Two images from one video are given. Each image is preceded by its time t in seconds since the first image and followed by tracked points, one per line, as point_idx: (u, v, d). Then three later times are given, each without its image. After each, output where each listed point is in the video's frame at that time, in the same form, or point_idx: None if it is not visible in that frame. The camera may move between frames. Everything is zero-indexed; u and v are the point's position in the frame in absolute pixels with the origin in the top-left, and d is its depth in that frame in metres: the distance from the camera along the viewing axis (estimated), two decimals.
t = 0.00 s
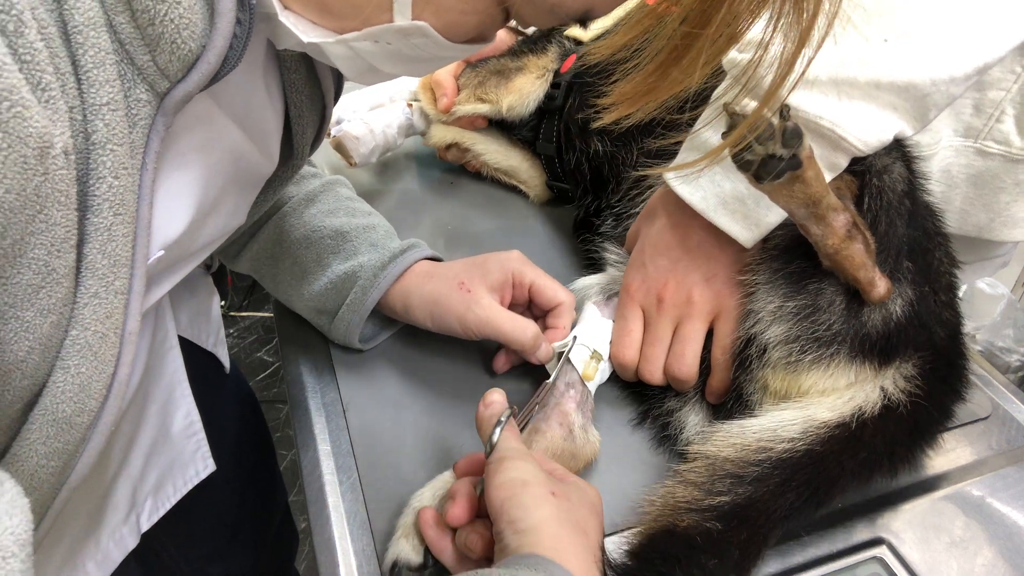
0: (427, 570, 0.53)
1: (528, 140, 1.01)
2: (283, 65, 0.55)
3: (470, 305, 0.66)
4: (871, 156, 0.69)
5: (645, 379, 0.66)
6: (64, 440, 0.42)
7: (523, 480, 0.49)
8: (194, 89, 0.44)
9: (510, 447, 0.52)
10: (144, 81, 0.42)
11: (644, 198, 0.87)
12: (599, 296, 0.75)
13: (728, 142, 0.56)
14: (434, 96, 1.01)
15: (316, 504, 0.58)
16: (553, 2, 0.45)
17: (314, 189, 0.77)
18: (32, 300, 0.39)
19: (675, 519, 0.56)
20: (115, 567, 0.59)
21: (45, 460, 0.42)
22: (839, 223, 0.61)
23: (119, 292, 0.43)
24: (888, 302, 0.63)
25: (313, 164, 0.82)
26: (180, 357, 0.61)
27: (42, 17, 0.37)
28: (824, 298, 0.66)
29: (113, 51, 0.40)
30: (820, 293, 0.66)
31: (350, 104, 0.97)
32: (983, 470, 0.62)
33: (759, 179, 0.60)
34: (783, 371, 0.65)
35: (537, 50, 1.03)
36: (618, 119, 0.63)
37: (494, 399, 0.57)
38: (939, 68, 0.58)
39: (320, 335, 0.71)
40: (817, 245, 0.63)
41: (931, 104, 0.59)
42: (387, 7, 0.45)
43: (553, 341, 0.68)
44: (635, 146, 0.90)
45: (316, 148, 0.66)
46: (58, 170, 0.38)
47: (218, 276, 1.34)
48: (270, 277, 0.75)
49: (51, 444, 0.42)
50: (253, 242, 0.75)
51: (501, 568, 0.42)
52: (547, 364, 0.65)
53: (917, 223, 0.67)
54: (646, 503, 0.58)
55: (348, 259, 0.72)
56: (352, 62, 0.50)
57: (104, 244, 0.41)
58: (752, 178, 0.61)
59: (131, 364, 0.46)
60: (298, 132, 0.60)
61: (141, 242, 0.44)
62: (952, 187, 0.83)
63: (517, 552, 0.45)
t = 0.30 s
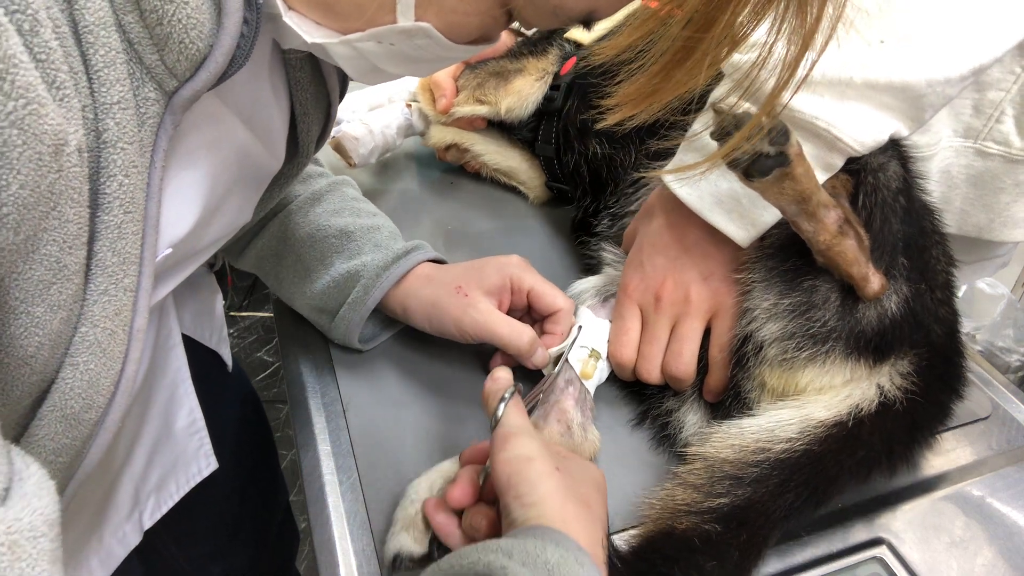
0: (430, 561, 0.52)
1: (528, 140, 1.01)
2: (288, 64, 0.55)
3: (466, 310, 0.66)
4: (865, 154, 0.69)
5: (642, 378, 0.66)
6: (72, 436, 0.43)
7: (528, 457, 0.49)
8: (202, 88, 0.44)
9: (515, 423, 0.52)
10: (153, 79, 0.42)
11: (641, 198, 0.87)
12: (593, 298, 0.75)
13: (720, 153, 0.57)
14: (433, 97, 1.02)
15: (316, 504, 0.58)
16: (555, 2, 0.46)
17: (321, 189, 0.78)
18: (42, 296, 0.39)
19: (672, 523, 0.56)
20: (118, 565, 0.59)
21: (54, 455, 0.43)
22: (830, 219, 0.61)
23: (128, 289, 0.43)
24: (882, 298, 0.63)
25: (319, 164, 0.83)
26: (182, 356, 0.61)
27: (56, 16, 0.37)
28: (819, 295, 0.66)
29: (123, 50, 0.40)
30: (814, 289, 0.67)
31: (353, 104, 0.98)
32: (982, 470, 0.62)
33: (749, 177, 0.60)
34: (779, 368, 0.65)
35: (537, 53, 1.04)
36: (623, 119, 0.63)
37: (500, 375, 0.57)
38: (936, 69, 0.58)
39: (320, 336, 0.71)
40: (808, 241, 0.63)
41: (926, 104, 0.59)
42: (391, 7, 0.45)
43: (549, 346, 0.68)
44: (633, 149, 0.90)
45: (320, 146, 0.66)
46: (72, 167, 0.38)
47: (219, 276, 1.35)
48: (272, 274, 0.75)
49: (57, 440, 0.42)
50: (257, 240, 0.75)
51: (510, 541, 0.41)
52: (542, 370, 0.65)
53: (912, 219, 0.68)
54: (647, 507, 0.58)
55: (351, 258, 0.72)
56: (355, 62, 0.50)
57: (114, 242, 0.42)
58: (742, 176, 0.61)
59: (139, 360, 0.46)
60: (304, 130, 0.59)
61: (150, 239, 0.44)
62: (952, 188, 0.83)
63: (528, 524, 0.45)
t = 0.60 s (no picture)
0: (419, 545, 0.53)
1: (526, 141, 1.01)
2: (291, 63, 0.54)
3: (466, 310, 0.66)
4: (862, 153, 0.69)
5: (641, 377, 0.66)
6: (73, 432, 0.43)
7: (520, 442, 0.49)
8: (204, 84, 0.44)
9: (508, 409, 0.52)
10: (156, 76, 0.42)
11: (634, 196, 0.88)
12: (592, 299, 0.75)
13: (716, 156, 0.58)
14: (432, 96, 1.03)
15: (315, 504, 0.58)
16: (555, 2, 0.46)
17: (326, 188, 0.78)
18: (45, 291, 0.39)
19: (675, 522, 0.56)
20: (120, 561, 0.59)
21: (55, 450, 0.43)
22: (824, 213, 0.61)
23: (130, 285, 0.43)
24: (879, 293, 0.63)
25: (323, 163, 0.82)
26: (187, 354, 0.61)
27: (60, 11, 0.37)
28: (816, 291, 0.66)
29: (126, 46, 0.40)
30: (811, 285, 0.67)
31: (353, 104, 0.98)
32: (982, 470, 0.62)
33: (741, 172, 0.61)
34: (777, 366, 0.65)
35: (536, 52, 1.04)
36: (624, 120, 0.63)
37: (495, 363, 0.57)
38: (931, 70, 0.59)
39: (320, 336, 0.71)
40: (803, 235, 0.63)
41: (921, 104, 0.60)
42: (391, 7, 0.46)
43: (548, 346, 0.69)
44: (626, 152, 0.91)
45: (324, 144, 0.65)
46: (75, 162, 0.38)
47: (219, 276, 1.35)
48: (274, 273, 0.75)
49: (58, 436, 0.42)
50: (260, 240, 0.76)
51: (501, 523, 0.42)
52: (541, 370, 0.65)
53: (908, 216, 0.68)
54: (647, 508, 0.58)
55: (354, 257, 0.72)
56: (356, 61, 0.51)
57: (117, 237, 0.42)
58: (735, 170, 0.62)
59: (141, 357, 0.46)
60: (308, 129, 0.59)
61: (153, 234, 0.44)
62: (953, 188, 0.82)
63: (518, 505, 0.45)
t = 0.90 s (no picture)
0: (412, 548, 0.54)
1: (524, 140, 1.02)
2: (293, 62, 0.54)
3: (468, 307, 0.66)
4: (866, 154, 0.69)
5: (644, 377, 0.66)
6: (71, 434, 0.42)
7: (512, 465, 0.49)
8: (201, 86, 0.43)
9: (504, 433, 0.52)
10: (152, 78, 0.42)
11: (635, 195, 0.86)
12: (595, 299, 0.75)
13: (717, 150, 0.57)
14: (432, 95, 1.03)
15: (316, 504, 0.58)
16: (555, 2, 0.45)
17: (329, 187, 0.77)
18: (42, 296, 0.39)
19: (680, 529, 0.56)
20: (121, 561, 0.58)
21: (53, 452, 0.42)
22: (828, 216, 0.61)
23: (128, 286, 0.42)
24: (883, 295, 0.63)
25: (325, 161, 0.82)
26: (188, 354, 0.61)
27: (53, 14, 0.37)
28: (819, 293, 0.66)
29: (121, 48, 0.40)
30: (815, 287, 0.66)
31: (353, 103, 0.97)
32: (982, 470, 0.62)
33: (744, 175, 0.60)
34: (780, 368, 0.65)
35: (535, 49, 1.03)
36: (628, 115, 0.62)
37: (491, 382, 0.57)
38: (936, 69, 0.58)
39: (320, 336, 0.71)
40: (808, 237, 0.63)
41: (926, 103, 0.60)
42: (385, 2, 0.45)
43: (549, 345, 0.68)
44: (625, 151, 0.90)
45: (326, 144, 0.65)
46: (68, 167, 0.37)
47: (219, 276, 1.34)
48: (275, 272, 0.74)
49: (56, 437, 0.42)
50: (262, 237, 0.75)
51: (487, 549, 0.42)
52: (542, 369, 0.65)
53: (912, 219, 0.68)
54: (653, 510, 0.57)
55: (357, 256, 0.72)
56: (353, 57, 0.50)
57: (112, 240, 0.41)
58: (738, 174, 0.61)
59: (139, 356, 0.45)
60: (308, 128, 0.58)
61: (150, 234, 0.44)
62: (954, 188, 0.83)
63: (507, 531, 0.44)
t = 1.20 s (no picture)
0: (393, 514, 0.56)
1: (523, 138, 1.03)
2: (292, 61, 0.54)
3: (466, 307, 0.65)
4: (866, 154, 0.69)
5: (644, 376, 0.66)
6: (76, 431, 0.42)
7: (520, 457, 0.48)
8: (205, 85, 0.43)
9: (511, 423, 0.52)
10: (156, 76, 0.42)
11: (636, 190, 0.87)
12: (594, 298, 0.76)
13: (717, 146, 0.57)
14: (432, 95, 1.02)
15: (315, 504, 0.58)
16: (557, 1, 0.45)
17: (330, 186, 0.77)
18: (48, 291, 0.38)
19: (681, 530, 0.56)
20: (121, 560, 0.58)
21: (58, 449, 0.42)
22: (827, 217, 0.62)
23: (131, 284, 0.42)
24: (883, 295, 0.63)
25: (326, 159, 0.82)
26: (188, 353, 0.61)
27: (60, 14, 0.37)
28: (819, 293, 0.66)
29: (126, 47, 0.40)
30: (815, 288, 0.67)
31: (353, 103, 0.96)
32: (982, 470, 0.62)
33: (744, 176, 0.60)
34: (780, 368, 0.65)
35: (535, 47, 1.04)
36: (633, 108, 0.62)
37: (500, 370, 0.56)
38: (937, 67, 0.58)
39: (321, 335, 0.71)
40: (807, 239, 0.63)
41: (927, 102, 0.59)
42: None
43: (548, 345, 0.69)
44: (625, 147, 0.90)
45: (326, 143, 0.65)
46: (76, 166, 0.37)
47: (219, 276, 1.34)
48: (275, 271, 0.74)
49: (62, 433, 0.42)
50: (263, 236, 0.75)
51: (498, 543, 0.40)
52: (540, 367, 0.65)
53: (913, 220, 0.68)
54: (654, 511, 0.57)
55: (357, 256, 0.72)
56: (353, 52, 0.50)
57: (118, 237, 0.41)
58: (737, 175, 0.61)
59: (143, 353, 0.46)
60: (309, 126, 0.59)
61: (153, 234, 0.44)
62: (954, 188, 0.83)
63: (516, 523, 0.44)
